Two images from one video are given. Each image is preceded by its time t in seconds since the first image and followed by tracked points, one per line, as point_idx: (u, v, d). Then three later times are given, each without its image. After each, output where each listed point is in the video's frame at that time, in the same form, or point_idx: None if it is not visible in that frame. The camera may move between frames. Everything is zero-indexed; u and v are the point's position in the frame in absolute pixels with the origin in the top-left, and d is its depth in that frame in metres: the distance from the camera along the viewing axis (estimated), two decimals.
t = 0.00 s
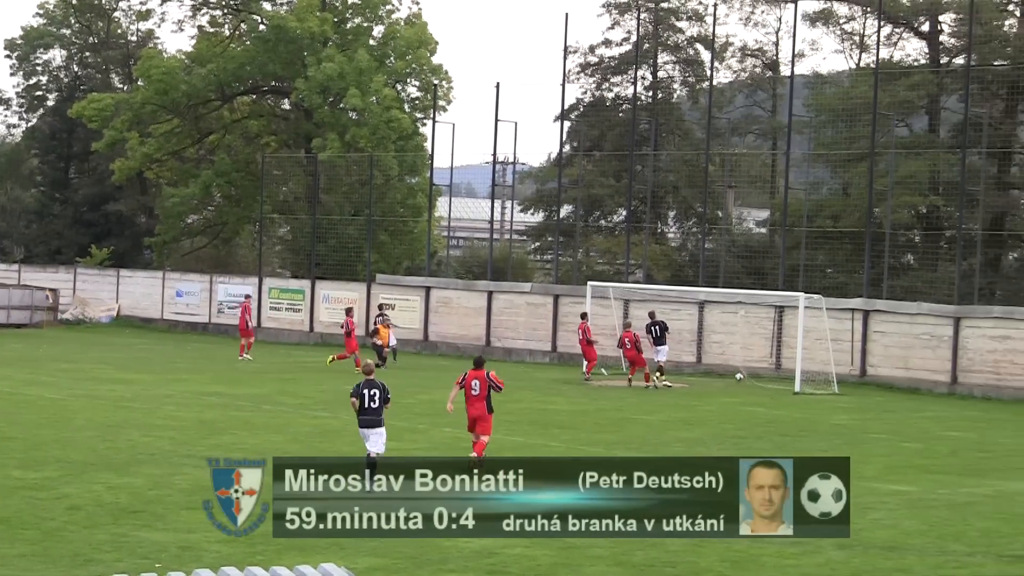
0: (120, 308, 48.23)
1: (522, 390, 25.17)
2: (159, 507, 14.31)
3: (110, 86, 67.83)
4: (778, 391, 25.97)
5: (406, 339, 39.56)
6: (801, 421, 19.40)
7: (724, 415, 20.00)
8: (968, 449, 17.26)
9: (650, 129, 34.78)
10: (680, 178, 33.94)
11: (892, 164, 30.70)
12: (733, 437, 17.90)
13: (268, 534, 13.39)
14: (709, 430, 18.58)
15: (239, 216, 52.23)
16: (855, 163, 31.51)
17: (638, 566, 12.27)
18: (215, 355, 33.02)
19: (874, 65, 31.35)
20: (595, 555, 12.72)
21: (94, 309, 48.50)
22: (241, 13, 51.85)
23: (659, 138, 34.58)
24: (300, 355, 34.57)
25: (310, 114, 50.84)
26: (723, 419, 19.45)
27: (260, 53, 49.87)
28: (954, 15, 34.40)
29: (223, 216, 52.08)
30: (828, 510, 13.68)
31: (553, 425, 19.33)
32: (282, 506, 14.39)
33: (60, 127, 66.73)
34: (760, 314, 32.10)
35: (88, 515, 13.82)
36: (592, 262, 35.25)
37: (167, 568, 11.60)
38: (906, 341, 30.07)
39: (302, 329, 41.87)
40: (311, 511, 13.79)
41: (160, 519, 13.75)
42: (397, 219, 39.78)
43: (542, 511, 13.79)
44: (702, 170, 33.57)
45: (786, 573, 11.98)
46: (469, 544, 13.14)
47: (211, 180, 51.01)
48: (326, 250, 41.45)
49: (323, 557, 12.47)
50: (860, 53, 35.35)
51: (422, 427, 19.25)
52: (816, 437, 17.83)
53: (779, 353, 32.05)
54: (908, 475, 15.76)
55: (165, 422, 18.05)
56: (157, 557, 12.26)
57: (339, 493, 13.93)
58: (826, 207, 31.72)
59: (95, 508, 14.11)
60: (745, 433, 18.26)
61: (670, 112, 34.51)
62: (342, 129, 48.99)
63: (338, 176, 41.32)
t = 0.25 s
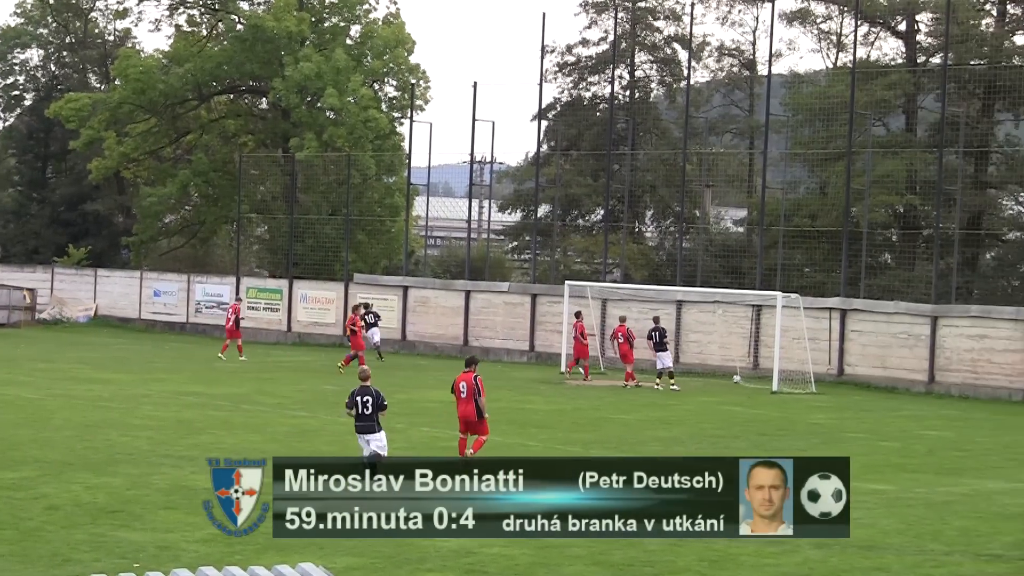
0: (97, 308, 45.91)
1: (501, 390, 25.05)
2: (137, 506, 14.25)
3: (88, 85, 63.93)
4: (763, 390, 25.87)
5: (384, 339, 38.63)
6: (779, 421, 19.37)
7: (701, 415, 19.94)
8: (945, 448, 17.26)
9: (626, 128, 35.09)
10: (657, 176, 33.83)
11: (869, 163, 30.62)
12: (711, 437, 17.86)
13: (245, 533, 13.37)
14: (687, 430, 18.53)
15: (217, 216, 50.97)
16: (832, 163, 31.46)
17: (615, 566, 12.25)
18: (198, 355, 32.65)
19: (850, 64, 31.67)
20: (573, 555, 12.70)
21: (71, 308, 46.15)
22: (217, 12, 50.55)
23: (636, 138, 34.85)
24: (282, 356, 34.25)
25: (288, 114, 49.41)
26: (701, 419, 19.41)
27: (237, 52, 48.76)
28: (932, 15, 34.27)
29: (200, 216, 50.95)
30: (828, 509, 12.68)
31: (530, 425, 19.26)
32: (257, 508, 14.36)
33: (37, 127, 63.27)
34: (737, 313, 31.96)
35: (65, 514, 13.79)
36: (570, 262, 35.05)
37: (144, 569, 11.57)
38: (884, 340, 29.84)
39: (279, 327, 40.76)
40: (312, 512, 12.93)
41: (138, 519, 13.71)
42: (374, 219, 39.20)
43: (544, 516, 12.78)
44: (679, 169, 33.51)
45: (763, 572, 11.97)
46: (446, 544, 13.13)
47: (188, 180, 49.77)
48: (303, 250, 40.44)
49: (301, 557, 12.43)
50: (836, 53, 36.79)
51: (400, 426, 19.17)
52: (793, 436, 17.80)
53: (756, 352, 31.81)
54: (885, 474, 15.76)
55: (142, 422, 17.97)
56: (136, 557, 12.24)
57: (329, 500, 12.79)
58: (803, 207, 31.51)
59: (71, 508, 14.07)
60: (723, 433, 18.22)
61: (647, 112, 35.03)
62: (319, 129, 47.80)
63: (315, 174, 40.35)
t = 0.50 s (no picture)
0: (88, 309, 45.82)
1: (492, 390, 25.02)
2: (127, 506, 14.23)
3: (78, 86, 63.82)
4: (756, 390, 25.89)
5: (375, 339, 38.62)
6: (770, 421, 19.36)
7: (692, 415, 19.93)
8: (936, 448, 17.26)
9: (617, 128, 35.00)
10: (647, 177, 33.73)
11: (859, 163, 30.60)
12: (702, 437, 17.86)
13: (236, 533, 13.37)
14: (678, 430, 18.53)
15: (207, 216, 50.60)
16: (822, 163, 31.48)
17: (605, 566, 12.24)
18: (191, 355, 32.55)
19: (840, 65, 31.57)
20: (563, 555, 12.70)
21: (62, 307, 45.89)
22: (208, 12, 50.45)
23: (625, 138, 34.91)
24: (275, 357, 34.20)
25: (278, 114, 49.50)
26: (692, 419, 19.41)
27: (227, 52, 48.69)
28: (921, 15, 34.38)
29: (191, 216, 50.61)
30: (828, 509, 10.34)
31: (521, 425, 19.26)
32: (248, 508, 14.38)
33: (27, 127, 63.27)
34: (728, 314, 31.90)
35: (56, 515, 13.77)
36: (559, 262, 35.12)
37: (135, 569, 11.56)
38: (874, 340, 29.96)
39: (270, 328, 40.66)
40: (311, 512, 10.32)
41: (129, 519, 13.70)
42: (364, 219, 39.01)
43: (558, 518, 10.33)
44: (669, 169, 33.40)
45: (754, 572, 11.96)
46: (437, 544, 13.12)
47: (179, 180, 49.54)
48: (293, 250, 40.30)
49: (291, 557, 12.42)
50: (826, 53, 36.69)
51: (390, 426, 19.17)
52: (784, 436, 17.79)
53: (747, 352, 31.90)
54: (876, 474, 15.75)
55: (134, 422, 17.95)
56: (126, 557, 12.23)
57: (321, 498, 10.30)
58: (793, 206, 31.39)
59: (62, 508, 14.05)
60: (714, 432, 18.22)
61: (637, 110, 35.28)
62: (309, 129, 47.64)
63: (305, 174, 40.20)
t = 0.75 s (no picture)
0: (88, 309, 45.83)
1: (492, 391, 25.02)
2: (127, 506, 14.22)
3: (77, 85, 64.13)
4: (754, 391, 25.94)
5: (374, 339, 38.43)
6: (770, 421, 19.38)
7: (693, 414, 19.96)
8: (937, 448, 17.26)
9: (616, 128, 34.74)
10: (646, 177, 33.67)
11: (859, 163, 30.57)
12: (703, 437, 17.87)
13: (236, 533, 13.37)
14: (679, 431, 18.56)
15: (207, 217, 50.47)
16: (822, 163, 31.43)
17: (605, 566, 12.24)
18: (192, 356, 32.54)
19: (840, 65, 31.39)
20: (563, 555, 12.71)
21: (62, 308, 45.97)
22: (207, 12, 50.44)
23: (625, 138, 34.73)
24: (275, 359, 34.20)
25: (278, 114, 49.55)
26: (694, 419, 19.45)
27: (226, 53, 48.63)
28: (921, 15, 34.31)
29: (190, 216, 50.54)
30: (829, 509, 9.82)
31: (522, 425, 19.30)
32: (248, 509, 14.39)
33: (28, 127, 63.09)
34: (728, 314, 31.78)
35: (55, 515, 13.77)
36: (559, 261, 35.02)
37: (135, 569, 11.56)
38: (874, 340, 29.94)
39: (270, 328, 40.60)
40: (311, 512, 9.43)
41: (129, 519, 13.70)
42: (363, 219, 39.00)
43: (559, 520, 9.58)
44: (668, 169, 33.37)
45: (754, 572, 11.96)
46: (437, 544, 13.15)
47: (178, 180, 49.49)
48: (292, 250, 40.26)
49: (291, 557, 12.42)
50: (826, 53, 36.65)
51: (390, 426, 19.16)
52: (786, 436, 17.79)
53: (746, 351, 31.79)
54: (876, 475, 15.75)
55: (133, 422, 17.97)
56: (126, 557, 12.23)
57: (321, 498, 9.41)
58: (793, 206, 31.34)
59: (62, 508, 14.04)
60: (716, 432, 18.27)
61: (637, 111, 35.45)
62: (308, 129, 47.62)
63: (304, 175, 40.04)
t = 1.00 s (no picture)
0: (85, 309, 45.36)
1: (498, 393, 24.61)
2: (125, 512, 13.83)
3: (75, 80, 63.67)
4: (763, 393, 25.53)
5: (379, 340, 37.87)
6: (785, 426, 18.98)
7: (705, 418, 19.54)
8: (956, 454, 16.87)
9: (627, 124, 34.84)
10: (658, 174, 33.04)
11: (876, 160, 29.95)
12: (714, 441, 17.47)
13: (237, 540, 12.98)
14: (690, 434, 18.17)
15: (207, 214, 50.24)
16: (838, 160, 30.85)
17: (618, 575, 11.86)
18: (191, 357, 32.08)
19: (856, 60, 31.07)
20: (574, 564, 12.33)
21: (59, 309, 45.48)
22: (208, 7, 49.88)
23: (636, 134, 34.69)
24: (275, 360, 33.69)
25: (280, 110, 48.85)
26: (706, 423, 19.05)
27: (228, 47, 47.86)
28: (940, 8, 33.93)
29: (191, 214, 50.38)
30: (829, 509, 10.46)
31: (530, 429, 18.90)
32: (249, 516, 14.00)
33: (23, 124, 62.67)
34: (743, 315, 31.05)
35: (51, 521, 13.38)
36: (569, 261, 34.49)
37: None
38: (891, 341, 29.21)
39: (272, 329, 40.07)
40: (311, 512, 10.45)
41: (127, 526, 13.32)
42: (368, 217, 38.37)
43: (558, 519, 10.43)
44: (680, 166, 32.63)
45: None
46: (444, 551, 12.77)
47: (178, 178, 49.09)
48: (296, 249, 39.64)
49: (294, 565, 12.05)
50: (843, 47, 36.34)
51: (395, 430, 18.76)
52: (800, 441, 17.39)
53: (761, 354, 31.03)
54: (894, 480, 15.37)
55: (132, 426, 17.59)
56: (124, 565, 11.84)
57: (322, 498, 10.40)
58: (808, 204, 30.54)
59: (58, 514, 13.66)
60: (728, 436, 17.87)
61: (649, 105, 34.93)
62: (311, 125, 47.06)
63: (308, 172, 39.53)
